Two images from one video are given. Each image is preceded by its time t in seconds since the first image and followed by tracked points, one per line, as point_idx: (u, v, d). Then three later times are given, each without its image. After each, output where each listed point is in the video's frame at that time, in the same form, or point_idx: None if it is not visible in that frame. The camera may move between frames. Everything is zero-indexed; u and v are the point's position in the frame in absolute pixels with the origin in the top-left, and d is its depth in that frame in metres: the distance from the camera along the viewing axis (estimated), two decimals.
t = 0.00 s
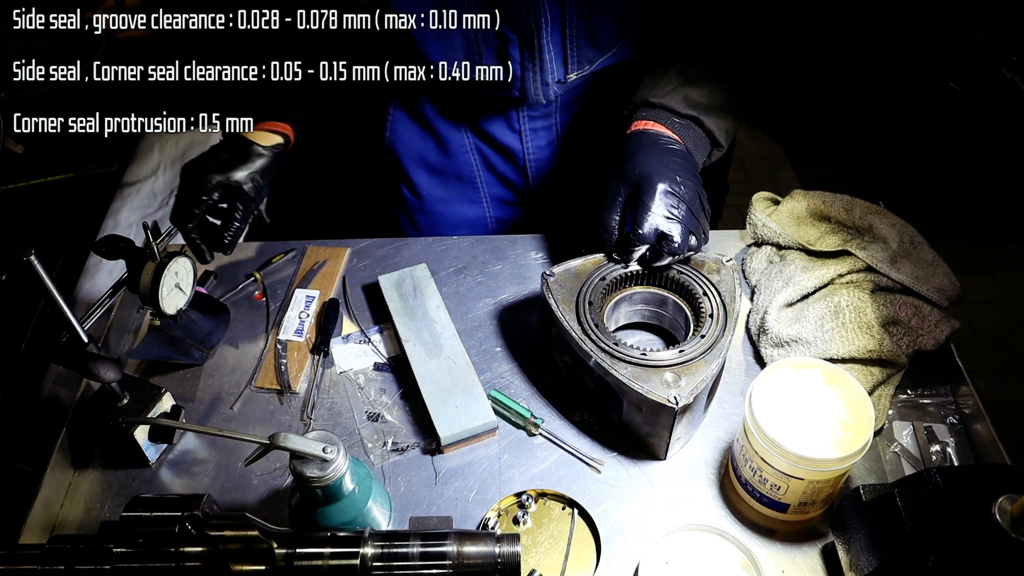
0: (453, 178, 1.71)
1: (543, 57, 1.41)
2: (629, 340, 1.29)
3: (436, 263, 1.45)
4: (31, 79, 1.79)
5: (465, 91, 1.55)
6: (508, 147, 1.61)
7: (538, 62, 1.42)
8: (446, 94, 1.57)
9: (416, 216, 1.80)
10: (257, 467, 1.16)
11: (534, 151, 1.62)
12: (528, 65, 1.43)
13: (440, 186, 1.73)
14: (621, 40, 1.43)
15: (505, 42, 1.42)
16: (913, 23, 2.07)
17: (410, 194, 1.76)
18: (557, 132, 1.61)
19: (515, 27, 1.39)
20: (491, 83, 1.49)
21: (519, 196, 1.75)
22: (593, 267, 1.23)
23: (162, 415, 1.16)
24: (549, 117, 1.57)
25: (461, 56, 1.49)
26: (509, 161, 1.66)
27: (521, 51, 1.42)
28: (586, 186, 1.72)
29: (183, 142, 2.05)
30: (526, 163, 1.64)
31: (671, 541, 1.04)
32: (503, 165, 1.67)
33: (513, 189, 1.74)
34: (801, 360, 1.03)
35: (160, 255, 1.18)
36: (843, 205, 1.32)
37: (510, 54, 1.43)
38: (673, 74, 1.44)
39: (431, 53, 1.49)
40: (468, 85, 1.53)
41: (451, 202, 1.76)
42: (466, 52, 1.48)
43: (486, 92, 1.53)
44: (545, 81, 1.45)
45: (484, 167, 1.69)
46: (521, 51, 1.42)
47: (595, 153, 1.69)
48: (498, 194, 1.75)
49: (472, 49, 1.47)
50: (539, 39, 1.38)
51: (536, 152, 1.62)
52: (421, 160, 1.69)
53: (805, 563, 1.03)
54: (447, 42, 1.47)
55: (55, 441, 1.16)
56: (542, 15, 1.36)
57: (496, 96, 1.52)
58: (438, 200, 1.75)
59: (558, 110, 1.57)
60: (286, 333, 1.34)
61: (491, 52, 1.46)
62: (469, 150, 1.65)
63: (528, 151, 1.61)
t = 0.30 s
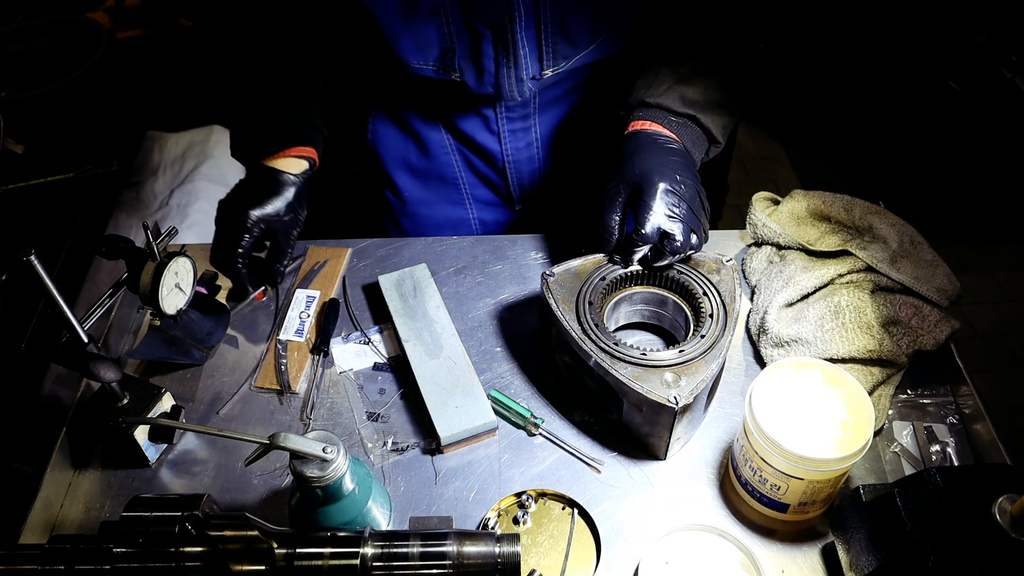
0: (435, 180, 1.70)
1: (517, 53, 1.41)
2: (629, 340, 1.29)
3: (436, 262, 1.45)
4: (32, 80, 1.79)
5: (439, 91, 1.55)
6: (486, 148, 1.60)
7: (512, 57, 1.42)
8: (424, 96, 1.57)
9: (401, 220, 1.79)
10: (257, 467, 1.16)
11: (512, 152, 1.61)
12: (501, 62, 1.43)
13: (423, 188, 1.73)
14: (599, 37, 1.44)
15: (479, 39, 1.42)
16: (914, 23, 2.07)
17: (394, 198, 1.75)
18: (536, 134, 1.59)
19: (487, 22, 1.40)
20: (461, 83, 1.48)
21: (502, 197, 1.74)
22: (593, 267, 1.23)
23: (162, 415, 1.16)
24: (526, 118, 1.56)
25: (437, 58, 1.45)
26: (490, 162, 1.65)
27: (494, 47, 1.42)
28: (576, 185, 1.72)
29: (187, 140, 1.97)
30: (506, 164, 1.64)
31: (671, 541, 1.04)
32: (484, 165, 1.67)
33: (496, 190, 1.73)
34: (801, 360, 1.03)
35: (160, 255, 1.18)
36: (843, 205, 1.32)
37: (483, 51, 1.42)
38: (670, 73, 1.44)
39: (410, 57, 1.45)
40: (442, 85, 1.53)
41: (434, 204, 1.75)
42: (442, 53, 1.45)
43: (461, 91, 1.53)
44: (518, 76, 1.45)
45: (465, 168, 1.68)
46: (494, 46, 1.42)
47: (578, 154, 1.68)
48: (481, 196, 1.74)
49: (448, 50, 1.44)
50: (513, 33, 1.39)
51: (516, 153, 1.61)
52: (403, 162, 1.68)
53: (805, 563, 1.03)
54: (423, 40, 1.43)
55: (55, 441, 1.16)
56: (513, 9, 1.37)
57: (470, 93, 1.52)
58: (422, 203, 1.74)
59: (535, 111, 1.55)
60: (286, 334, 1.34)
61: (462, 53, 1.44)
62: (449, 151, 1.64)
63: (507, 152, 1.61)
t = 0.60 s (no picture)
0: (427, 182, 1.70)
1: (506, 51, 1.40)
2: (629, 340, 1.29)
3: (436, 262, 1.45)
4: (32, 80, 1.79)
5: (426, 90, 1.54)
6: (476, 150, 1.60)
7: (500, 55, 1.41)
8: (411, 96, 1.56)
9: (393, 223, 1.79)
10: (257, 467, 1.16)
11: (503, 154, 1.60)
12: (490, 59, 1.41)
13: (415, 191, 1.72)
14: (589, 36, 1.44)
15: (467, 37, 1.41)
16: (914, 23, 2.07)
17: (386, 201, 1.75)
18: (526, 136, 1.58)
19: (476, 19, 1.38)
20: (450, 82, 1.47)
21: (494, 198, 1.74)
22: (593, 267, 1.23)
23: (162, 415, 1.16)
24: (517, 120, 1.55)
25: (425, 57, 1.44)
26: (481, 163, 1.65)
27: (483, 44, 1.41)
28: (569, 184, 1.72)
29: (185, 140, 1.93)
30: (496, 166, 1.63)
31: (671, 541, 1.04)
32: (474, 166, 1.66)
33: (487, 192, 1.73)
34: (801, 360, 1.03)
35: (160, 255, 1.18)
36: (842, 205, 1.32)
37: (471, 49, 1.41)
38: (669, 72, 1.45)
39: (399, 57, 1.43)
40: (431, 84, 1.52)
41: (426, 207, 1.75)
42: (430, 52, 1.43)
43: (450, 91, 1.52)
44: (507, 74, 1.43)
45: (456, 169, 1.68)
46: (482, 44, 1.41)
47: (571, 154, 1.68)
48: (473, 198, 1.74)
49: (438, 49, 1.42)
50: (501, 30, 1.38)
51: (506, 155, 1.60)
52: (394, 164, 1.68)
53: (805, 563, 1.03)
54: (412, 40, 1.42)
55: (55, 441, 1.16)
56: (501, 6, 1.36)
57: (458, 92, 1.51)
58: (414, 206, 1.74)
59: (525, 113, 1.54)
60: (287, 334, 1.34)
61: (451, 52, 1.43)
62: (440, 153, 1.64)
63: (497, 154, 1.60)
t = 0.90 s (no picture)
0: (425, 184, 1.70)
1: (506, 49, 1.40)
2: (630, 340, 1.29)
3: (436, 262, 1.45)
4: (31, 80, 1.79)
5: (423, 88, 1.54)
6: (474, 151, 1.60)
7: (501, 52, 1.40)
8: (406, 96, 1.56)
9: (390, 224, 1.79)
10: (257, 467, 1.16)
11: (501, 155, 1.60)
12: (490, 56, 1.41)
13: (413, 193, 1.72)
14: (590, 35, 1.45)
15: (466, 33, 1.40)
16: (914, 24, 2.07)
17: (384, 202, 1.75)
18: (524, 137, 1.58)
19: (477, 16, 1.38)
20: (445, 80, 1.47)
21: (492, 199, 1.74)
22: (593, 267, 1.23)
23: (162, 415, 1.16)
24: (516, 121, 1.55)
25: (425, 56, 1.43)
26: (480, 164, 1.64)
27: (484, 41, 1.40)
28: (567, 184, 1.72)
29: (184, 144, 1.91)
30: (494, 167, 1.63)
31: (671, 541, 1.04)
32: (472, 167, 1.66)
33: (485, 193, 1.73)
34: (801, 360, 1.03)
35: (160, 256, 1.19)
36: (843, 205, 1.32)
37: (472, 46, 1.40)
38: (668, 73, 1.45)
39: (398, 56, 1.42)
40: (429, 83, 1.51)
41: (425, 209, 1.75)
42: (430, 51, 1.43)
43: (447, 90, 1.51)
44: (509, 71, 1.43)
45: (454, 170, 1.68)
46: (482, 43, 1.40)
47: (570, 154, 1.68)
48: (472, 198, 1.74)
49: (437, 46, 1.42)
50: (503, 27, 1.38)
51: (504, 156, 1.60)
52: (392, 166, 1.68)
53: (805, 563, 1.03)
54: (412, 38, 1.41)
55: (55, 441, 1.16)
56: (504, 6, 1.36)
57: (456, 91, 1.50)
58: (411, 207, 1.74)
59: (523, 113, 1.54)
60: (287, 334, 1.34)
61: (450, 50, 1.42)
62: (438, 155, 1.64)
63: (495, 155, 1.60)
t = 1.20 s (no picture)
0: (423, 185, 1.70)
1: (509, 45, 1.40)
2: (629, 340, 1.29)
3: (436, 262, 1.45)
4: (31, 80, 1.79)
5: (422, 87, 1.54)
6: (473, 152, 1.60)
7: (504, 48, 1.40)
8: (404, 94, 1.55)
9: (390, 226, 1.79)
10: (257, 467, 1.16)
11: (500, 156, 1.60)
12: (493, 52, 1.40)
13: (412, 194, 1.72)
14: (593, 33, 1.46)
15: (469, 29, 1.40)
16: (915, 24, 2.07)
17: (382, 204, 1.75)
18: (523, 137, 1.58)
19: (480, 12, 1.37)
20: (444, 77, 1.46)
21: (491, 199, 1.74)
22: (593, 267, 1.23)
23: (162, 415, 1.16)
24: (515, 121, 1.55)
25: (426, 54, 1.43)
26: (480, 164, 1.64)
27: (487, 37, 1.40)
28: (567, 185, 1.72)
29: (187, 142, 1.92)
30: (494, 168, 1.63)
31: (671, 541, 1.04)
32: (471, 168, 1.66)
33: (485, 193, 1.73)
34: (801, 360, 1.03)
35: (160, 256, 1.19)
36: (843, 205, 1.32)
37: (474, 42, 1.40)
38: (668, 73, 1.45)
39: (399, 54, 1.42)
40: (428, 82, 1.51)
41: (424, 210, 1.75)
42: (431, 48, 1.43)
43: (447, 89, 1.51)
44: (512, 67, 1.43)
45: (453, 171, 1.68)
46: (485, 38, 1.40)
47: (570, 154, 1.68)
48: (471, 199, 1.74)
49: (439, 43, 1.42)
50: (507, 23, 1.37)
51: (504, 157, 1.60)
52: (390, 168, 1.68)
53: (805, 563, 1.03)
54: (414, 36, 1.41)
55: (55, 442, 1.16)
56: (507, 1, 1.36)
57: (457, 90, 1.50)
58: (410, 208, 1.74)
59: (522, 114, 1.54)
60: (287, 334, 1.34)
61: (452, 46, 1.42)
62: (437, 156, 1.64)
63: (495, 156, 1.60)
